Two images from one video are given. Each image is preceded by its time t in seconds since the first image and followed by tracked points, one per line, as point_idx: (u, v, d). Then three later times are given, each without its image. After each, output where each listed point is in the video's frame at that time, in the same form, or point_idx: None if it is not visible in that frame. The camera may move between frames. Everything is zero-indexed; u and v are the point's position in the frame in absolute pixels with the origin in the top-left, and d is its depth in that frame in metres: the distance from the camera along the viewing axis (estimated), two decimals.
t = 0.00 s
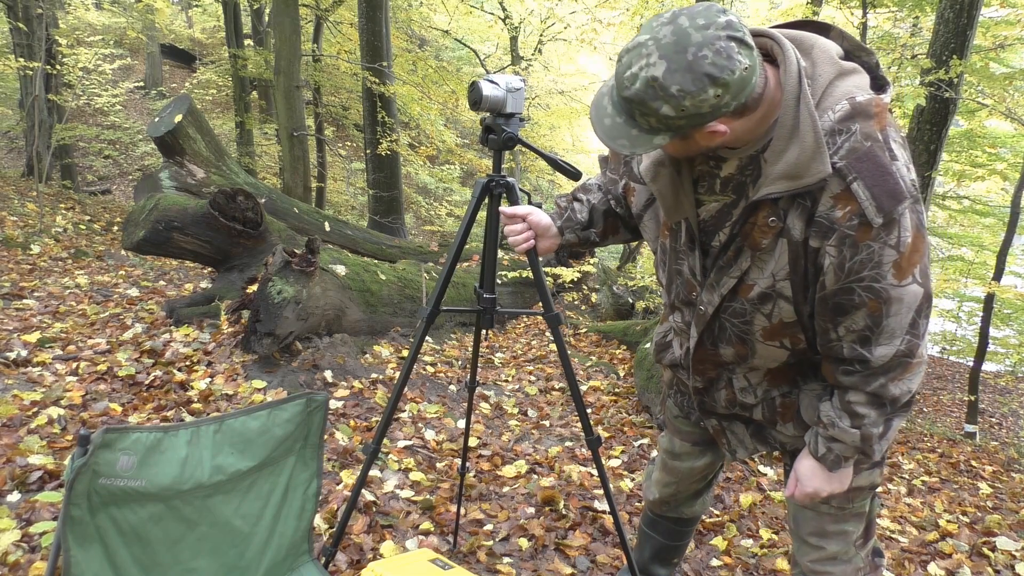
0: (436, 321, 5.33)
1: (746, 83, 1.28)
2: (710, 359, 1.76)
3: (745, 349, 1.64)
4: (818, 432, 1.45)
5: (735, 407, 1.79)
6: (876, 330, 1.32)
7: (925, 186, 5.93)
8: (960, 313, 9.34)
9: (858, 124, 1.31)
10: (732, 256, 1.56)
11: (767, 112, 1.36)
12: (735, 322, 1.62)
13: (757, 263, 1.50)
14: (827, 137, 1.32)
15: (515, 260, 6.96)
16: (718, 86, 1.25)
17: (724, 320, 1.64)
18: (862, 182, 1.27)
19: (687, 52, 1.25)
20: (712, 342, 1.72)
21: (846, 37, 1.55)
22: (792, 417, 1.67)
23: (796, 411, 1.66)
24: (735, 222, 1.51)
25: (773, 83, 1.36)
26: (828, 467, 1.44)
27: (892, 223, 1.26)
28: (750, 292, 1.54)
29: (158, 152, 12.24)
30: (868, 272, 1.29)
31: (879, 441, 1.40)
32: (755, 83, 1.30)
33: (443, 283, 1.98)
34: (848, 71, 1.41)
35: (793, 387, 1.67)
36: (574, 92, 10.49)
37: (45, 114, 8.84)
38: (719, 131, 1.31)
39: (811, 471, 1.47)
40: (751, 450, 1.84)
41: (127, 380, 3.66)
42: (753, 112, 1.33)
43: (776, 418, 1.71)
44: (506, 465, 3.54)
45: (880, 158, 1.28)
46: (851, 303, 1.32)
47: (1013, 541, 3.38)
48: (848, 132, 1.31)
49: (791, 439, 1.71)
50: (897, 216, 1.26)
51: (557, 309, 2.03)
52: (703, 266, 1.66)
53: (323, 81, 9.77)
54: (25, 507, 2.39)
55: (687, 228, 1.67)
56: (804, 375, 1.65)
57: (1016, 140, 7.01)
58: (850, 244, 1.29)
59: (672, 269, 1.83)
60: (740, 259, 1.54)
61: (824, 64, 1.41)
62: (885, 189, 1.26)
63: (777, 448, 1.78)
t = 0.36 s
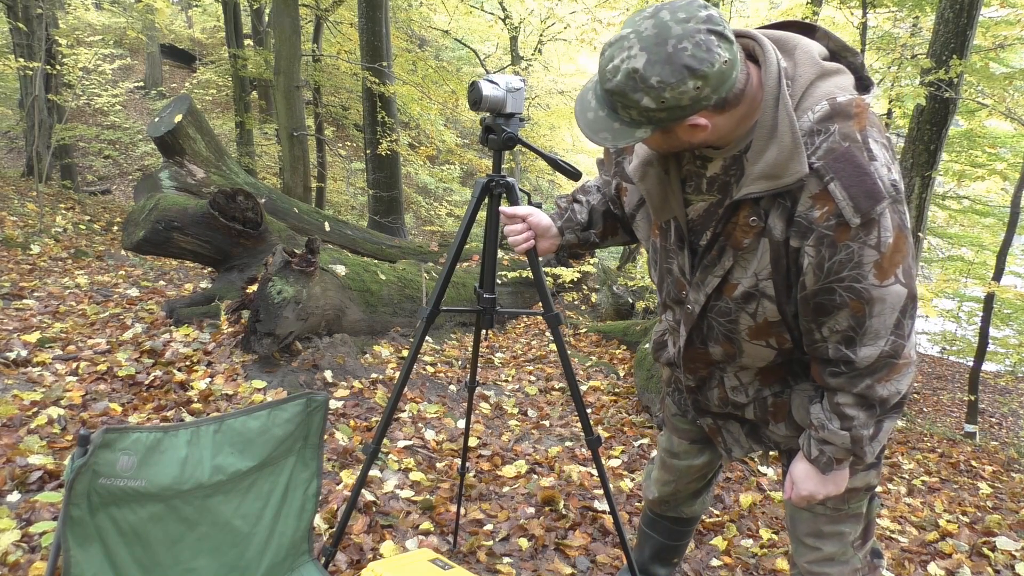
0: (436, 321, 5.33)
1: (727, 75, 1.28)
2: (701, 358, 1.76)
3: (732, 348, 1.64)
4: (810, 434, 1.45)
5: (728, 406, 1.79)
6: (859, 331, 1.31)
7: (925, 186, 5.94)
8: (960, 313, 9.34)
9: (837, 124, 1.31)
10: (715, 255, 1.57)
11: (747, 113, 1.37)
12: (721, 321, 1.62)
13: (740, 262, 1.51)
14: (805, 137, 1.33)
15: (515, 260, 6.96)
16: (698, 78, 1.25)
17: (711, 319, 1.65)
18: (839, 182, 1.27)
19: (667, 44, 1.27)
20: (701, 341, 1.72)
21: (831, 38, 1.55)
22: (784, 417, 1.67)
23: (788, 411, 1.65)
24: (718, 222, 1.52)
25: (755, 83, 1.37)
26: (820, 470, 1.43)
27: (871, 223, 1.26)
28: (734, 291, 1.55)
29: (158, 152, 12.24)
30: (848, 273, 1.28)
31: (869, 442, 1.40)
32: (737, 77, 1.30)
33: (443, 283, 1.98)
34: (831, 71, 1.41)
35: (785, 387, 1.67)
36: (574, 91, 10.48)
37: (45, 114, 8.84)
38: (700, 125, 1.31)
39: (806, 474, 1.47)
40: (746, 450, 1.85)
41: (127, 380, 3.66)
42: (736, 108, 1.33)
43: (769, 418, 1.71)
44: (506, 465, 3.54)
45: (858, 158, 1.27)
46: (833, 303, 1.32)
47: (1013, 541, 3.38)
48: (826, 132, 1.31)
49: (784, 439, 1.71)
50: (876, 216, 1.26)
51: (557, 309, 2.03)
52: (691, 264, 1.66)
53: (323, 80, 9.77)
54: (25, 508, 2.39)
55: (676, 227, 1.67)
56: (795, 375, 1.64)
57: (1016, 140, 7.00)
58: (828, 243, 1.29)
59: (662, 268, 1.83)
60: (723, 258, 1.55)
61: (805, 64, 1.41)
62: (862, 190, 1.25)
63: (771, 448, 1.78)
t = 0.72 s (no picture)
0: (436, 321, 5.33)
1: (716, 68, 1.30)
2: (698, 360, 1.76)
3: (726, 350, 1.64)
4: (803, 435, 1.44)
5: (726, 408, 1.79)
6: (848, 332, 1.31)
7: (925, 186, 5.94)
8: (960, 313, 9.34)
9: (822, 127, 1.31)
10: (705, 259, 1.57)
11: (734, 116, 1.39)
12: (714, 323, 1.62)
13: (730, 266, 1.52)
14: (789, 141, 1.33)
15: (515, 260, 6.96)
16: (691, 72, 1.27)
17: (704, 322, 1.65)
18: (823, 186, 1.27)
19: (656, 42, 1.28)
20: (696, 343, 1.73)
21: (817, 41, 1.54)
22: (781, 418, 1.66)
23: (786, 412, 1.65)
24: (708, 226, 1.53)
25: (739, 90, 1.38)
26: (812, 470, 1.43)
27: (857, 226, 1.26)
28: (724, 294, 1.55)
29: (158, 152, 12.24)
30: (835, 275, 1.28)
31: (861, 443, 1.39)
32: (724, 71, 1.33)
33: (443, 283, 1.98)
34: (816, 73, 1.41)
35: (782, 388, 1.66)
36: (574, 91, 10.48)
37: (46, 114, 8.84)
38: (696, 121, 1.32)
39: (799, 473, 1.46)
40: (746, 450, 1.85)
41: (127, 380, 3.66)
42: (724, 105, 1.36)
43: (767, 419, 1.70)
44: (506, 465, 3.54)
45: (843, 160, 1.27)
46: (820, 305, 1.32)
47: (1013, 541, 3.38)
48: (811, 135, 1.31)
49: (782, 440, 1.70)
50: (862, 218, 1.26)
51: (557, 309, 2.03)
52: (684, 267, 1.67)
53: (323, 80, 9.77)
54: (25, 508, 2.39)
55: (668, 231, 1.70)
56: (791, 376, 1.63)
57: (1016, 141, 7.00)
58: (815, 247, 1.29)
59: (657, 271, 1.84)
60: (713, 262, 1.56)
61: (790, 67, 1.41)
62: (847, 192, 1.26)
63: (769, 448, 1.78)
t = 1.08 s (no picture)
0: (436, 321, 5.33)
1: (713, 62, 1.30)
2: (696, 361, 1.76)
3: (724, 350, 1.64)
4: (802, 435, 1.44)
5: (725, 408, 1.79)
6: (846, 332, 1.31)
7: (925, 186, 5.94)
8: (960, 313, 9.34)
9: (817, 126, 1.32)
10: (702, 259, 1.57)
11: (729, 116, 1.40)
12: (711, 324, 1.62)
13: (726, 266, 1.52)
14: (785, 141, 1.34)
15: (515, 260, 6.96)
16: (688, 64, 1.27)
17: (701, 322, 1.65)
18: (819, 185, 1.28)
19: (652, 36, 1.29)
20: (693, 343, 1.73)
21: (815, 40, 1.54)
22: (780, 418, 1.66)
23: (784, 412, 1.64)
24: (703, 226, 1.53)
25: (734, 91, 1.40)
26: (811, 470, 1.42)
27: (853, 225, 1.26)
28: (721, 294, 1.55)
29: (158, 152, 12.25)
30: (831, 275, 1.28)
31: (859, 443, 1.39)
32: (721, 66, 1.33)
33: (443, 283, 1.98)
34: (812, 73, 1.41)
35: (780, 388, 1.65)
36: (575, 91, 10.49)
37: (46, 114, 8.84)
38: (694, 116, 1.31)
39: (798, 474, 1.46)
40: (745, 450, 1.84)
41: (127, 380, 3.66)
42: (720, 102, 1.36)
43: (766, 420, 1.70)
44: (506, 465, 3.54)
45: (838, 160, 1.27)
46: (817, 305, 1.32)
47: (1013, 541, 3.38)
48: (806, 135, 1.32)
49: (781, 440, 1.70)
50: (859, 218, 1.26)
51: (557, 309, 2.02)
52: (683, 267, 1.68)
53: (323, 80, 9.77)
54: (25, 508, 2.39)
55: (666, 231, 1.71)
56: (789, 376, 1.63)
57: (1016, 141, 7.00)
58: (812, 247, 1.29)
59: (654, 270, 1.84)
60: (709, 262, 1.55)
61: (785, 68, 1.42)
62: (843, 192, 1.25)
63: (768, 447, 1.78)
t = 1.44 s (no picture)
0: (436, 321, 5.33)
1: (712, 45, 1.31)
2: (694, 360, 1.76)
3: (721, 349, 1.65)
4: (798, 434, 1.43)
5: (723, 407, 1.79)
6: (843, 331, 1.31)
7: (925, 186, 5.95)
8: (960, 313, 9.34)
9: (816, 124, 1.32)
10: (700, 256, 1.57)
11: (729, 111, 1.40)
12: (708, 322, 1.62)
13: (723, 263, 1.52)
14: (783, 138, 1.34)
15: (515, 260, 6.96)
16: (690, 45, 1.27)
17: (699, 320, 1.65)
18: (816, 182, 1.28)
19: (652, 20, 1.29)
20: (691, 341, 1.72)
21: (815, 39, 1.54)
22: (777, 418, 1.65)
23: (781, 412, 1.64)
24: (702, 223, 1.53)
25: (735, 86, 1.40)
26: (807, 469, 1.42)
27: (850, 223, 1.26)
28: (719, 292, 1.55)
29: (158, 152, 12.25)
30: (828, 273, 1.28)
31: (855, 443, 1.39)
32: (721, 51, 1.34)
33: (443, 283, 1.98)
34: (811, 71, 1.41)
35: (778, 388, 1.65)
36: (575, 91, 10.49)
37: (45, 114, 8.83)
38: (698, 100, 1.31)
39: (794, 473, 1.46)
40: (743, 450, 1.84)
41: (127, 380, 3.66)
42: (721, 88, 1.37)
43: (763, 419, 1.70)
44: (506, 465, 3.54)
45: (836, 157, 1.28)
46: (814, 303, 1.32)
47: (1014, 541, 3.38)
48: (805, 133, 1.32)
49: (778, 441, 1.69)
50: (855, 217, 1.26)
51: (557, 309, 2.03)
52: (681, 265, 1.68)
53: (323, 80, 9.77)
54: (25, 508, 2.39)
55: (665, 228, 1.71)
56: (787, 376, 1.63)
57: (1016, 140, 7.00)
58: (809, 245, 1.30)
59: (653, 268, 1.84)
60: (707, 259, 1.55)
61: (785, 66, 1.42)
62: (840, 189, 1.26)
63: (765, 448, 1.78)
